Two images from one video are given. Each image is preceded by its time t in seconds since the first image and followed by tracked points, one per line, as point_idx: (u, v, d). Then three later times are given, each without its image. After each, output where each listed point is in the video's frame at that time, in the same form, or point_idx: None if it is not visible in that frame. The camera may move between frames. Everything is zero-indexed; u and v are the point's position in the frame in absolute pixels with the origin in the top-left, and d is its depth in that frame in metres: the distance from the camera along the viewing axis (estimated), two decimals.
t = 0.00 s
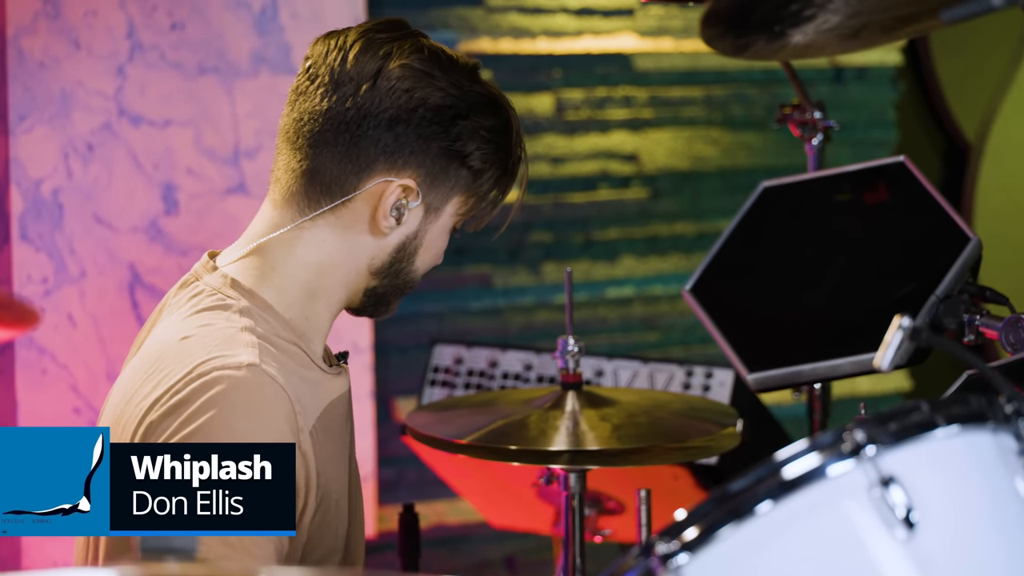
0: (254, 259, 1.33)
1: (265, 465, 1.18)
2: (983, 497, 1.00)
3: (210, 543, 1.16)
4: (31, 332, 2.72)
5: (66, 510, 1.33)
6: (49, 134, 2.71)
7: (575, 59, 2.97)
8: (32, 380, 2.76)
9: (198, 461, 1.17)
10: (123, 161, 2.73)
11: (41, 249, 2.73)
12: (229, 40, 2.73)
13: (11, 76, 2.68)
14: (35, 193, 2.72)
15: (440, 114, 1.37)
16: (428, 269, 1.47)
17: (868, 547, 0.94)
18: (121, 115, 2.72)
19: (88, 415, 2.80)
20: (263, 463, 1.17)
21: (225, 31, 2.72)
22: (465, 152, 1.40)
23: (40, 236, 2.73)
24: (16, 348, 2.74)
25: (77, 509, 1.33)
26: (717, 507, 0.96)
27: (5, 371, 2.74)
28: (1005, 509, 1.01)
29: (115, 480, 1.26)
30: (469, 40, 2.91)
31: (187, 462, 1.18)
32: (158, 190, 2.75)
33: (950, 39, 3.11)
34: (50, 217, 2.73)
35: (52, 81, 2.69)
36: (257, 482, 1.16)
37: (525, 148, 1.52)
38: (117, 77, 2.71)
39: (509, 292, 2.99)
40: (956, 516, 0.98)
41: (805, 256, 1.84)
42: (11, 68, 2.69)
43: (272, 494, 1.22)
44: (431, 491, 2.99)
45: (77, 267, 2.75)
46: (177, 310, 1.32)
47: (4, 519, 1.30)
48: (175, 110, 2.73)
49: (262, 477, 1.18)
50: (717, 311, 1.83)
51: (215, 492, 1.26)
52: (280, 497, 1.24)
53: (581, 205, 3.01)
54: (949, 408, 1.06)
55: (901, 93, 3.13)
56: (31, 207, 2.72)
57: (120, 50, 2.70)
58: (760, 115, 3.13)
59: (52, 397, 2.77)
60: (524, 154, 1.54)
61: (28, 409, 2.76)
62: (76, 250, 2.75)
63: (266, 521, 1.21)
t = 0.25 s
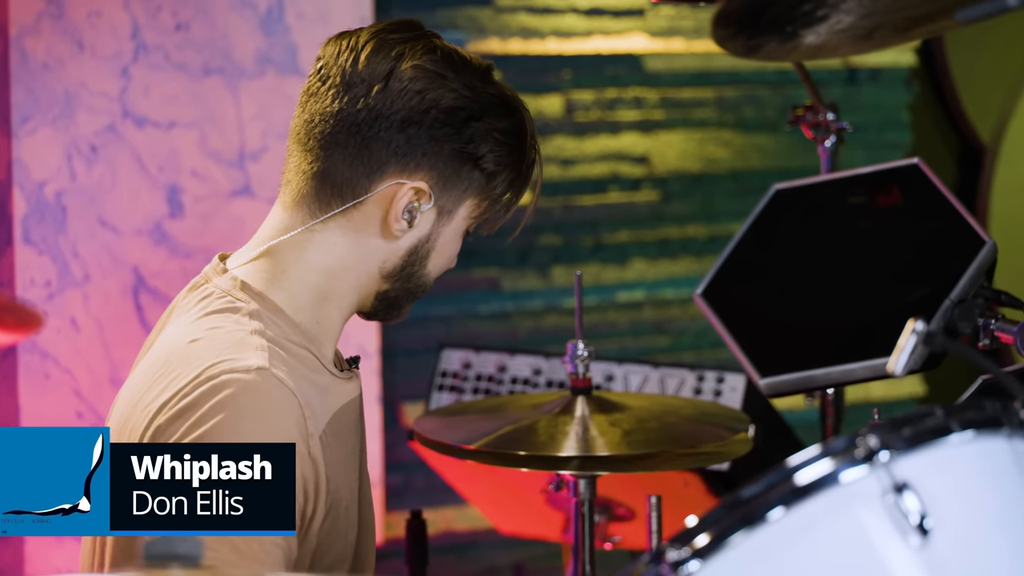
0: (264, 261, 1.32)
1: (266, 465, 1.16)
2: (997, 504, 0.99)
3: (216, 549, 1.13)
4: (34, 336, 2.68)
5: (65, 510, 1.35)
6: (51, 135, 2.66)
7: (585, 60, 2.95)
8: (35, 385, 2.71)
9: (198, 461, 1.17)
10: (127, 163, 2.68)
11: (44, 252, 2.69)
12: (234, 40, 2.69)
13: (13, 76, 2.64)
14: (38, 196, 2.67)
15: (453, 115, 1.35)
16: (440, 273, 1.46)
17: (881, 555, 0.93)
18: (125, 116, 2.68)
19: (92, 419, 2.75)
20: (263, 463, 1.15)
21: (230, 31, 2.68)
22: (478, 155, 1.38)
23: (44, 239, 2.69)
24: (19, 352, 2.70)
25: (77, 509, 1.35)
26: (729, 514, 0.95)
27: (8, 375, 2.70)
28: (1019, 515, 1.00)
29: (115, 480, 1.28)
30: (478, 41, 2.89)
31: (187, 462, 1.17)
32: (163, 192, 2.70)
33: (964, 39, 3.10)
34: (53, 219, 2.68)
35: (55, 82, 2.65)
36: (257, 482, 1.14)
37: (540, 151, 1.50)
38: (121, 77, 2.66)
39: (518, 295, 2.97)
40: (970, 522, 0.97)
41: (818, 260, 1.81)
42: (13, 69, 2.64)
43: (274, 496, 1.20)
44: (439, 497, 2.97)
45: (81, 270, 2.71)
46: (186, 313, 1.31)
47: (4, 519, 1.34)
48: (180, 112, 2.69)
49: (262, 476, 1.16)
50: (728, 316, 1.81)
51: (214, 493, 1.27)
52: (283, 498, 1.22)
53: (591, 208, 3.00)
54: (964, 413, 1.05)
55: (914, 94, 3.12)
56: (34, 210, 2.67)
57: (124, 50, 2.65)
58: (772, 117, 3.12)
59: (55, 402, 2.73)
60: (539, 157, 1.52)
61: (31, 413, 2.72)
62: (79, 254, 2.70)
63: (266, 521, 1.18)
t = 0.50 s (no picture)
0: (275, 266, 1.31)
1: (266, 465, 1.14)
2: (1008, 511, 1.03)
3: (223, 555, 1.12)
4: (40, 340, 2.66)
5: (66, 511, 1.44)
6: (57, 137, 2.65)
7: (596, 62, 2.94)
8: (41, 390, 2.69)
9: (199, 462, 1.16)
10: (133, 165, 2.67)
11: (50, 255, 2.67)
12: (242, 41, 2.68)
13: (19, 78, 2.62)
14: (44, 198, 2.66)
15: (465, 120, 1.34)
16: (452, 279, 1.44)
17: (894, 561, 0.96)
18: (131, 118, 2.66)
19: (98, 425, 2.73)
20: (263, 463, 1.13)
21: (238, 33, 2.67)
22: (490, 159, 1.37)
23: (49, 242, 2.67)
24: (24, 356, 2.67)
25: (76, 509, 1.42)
26: (741, 520, 0.99)
27: (14, 380, 2.67)
28: None
29: (115, 480, 1.29)
30: (489, 42, 2.88)
31: (187, 462, 1.16)
32: (170, 195, 2.68)
33: (978, 41, 3.09)
34: (59, 222, 2.66)
35: (61, 84, 2.63)
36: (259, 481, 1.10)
37: (553, 156, 1.48)
38: (128, 79, 2.65)
39: (528, 299, 2.96)
40: (982, 526, 1.01)
41: (832, 264, 1.80)
42: (19, 71, 2.62)
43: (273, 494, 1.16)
44: (448, 503, 2.96)
45: (87, 274, 2.69)
46: (195, 317, 1.30)
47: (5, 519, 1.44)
48: (187, 114, 2.67)
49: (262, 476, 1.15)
50: (741, 320, 1.79)
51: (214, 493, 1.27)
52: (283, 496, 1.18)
53: (602, 211, 2.98)
54: (980, 419, 1.08)
55: (930, 96, 3.09)
56: (40, 213, 2.66)
57: (131, 52, 2.64)
58: (785, 120, 3.09)
59: (61, 407, 2.71)
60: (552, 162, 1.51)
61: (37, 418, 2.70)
62: (85, 257, 2.68)
63: (264, 521, 1.15)
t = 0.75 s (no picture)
0: (286, 273, 1.30)
1: (266, 464, 1.12)
2: None
3: (234, 564, 1.11)
4: (48, 347, 2.62)
5: (66, 510, 1.41)
6: (65, 142, 2.61)
7: (608, 67, 2.93)
8: (48, 397, 2.66)
9: (199, 461, 1.16)
10: (142, 171, 2.65)
11: (58, 261, 2.64)
12: (251, 46, 2.67)
13: (27, 83, 2.59)
14: (52, 204, 2.62)
15: (477, 126, 1.33)
16: (464, 287, 1.43)
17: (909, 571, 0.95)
18: (140, 123, 2.64)
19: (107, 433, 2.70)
20: (263, 464, 1.12)
21: (248, 38, 2.66)
22: (502, 166, 1.36)
23: (58, 248, 2.64)
24: (32, 363, 2.64)
25: (77, 509, 1.40)
26: (755, 528, 0.97)
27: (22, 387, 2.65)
28: None
29: (115, 480, 1.30)
30: (500, 47, 2.87)
31: (186, 462, 1.17)
32: (179, 201, 2.67)
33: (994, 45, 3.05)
34: (67, 228, 2.63)
35: (70, 89, 2.60)
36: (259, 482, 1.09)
37: (567, 163, 1.47)
38: (137, 84, 2.63)
39: (540, 306, 2.95)
40: (997, 536, 1.00)
41: (846, 270, 1.78)
42: (27, 75, 2.59)
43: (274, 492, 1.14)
44: (459, 511, 2.94)
45: (95, 280, 2.66)
46: (205, 323, 1.29)
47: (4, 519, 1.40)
48: (196, 119, 2.66)
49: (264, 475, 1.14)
50: (754, 327, 1.78)
51: (214, 492, 1.24)
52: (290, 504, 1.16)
53: (614, 217, 2.97)
54: (995, 426, 1.06)
55: (944, 101, 3.09)
56: (47, 219, 2.62)
57: (140, 56, 2.62)
58: (799, 124, 3.08)
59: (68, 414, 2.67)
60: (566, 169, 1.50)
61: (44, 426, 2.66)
62: (93, 263, 2.65)
63: (264, 521, 1.13)
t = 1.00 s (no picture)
0: (297, 276, 1.30)
1: (265, 464, 1.11)
2: None
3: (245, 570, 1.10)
4: (57, 352, 2.62)
5: (66, 510, 1.52)
6: (75, 147, 2.61)
7: (620, 71, 2.93)
8: (57, 403, 2.65)
9: (199, 462, 1.17)
10: (151, 176, 2.65)
11: (67, 266, 2.63)
12: (261, 50, 2.67)
13: (36, 88, 2.58)
14: (61, 209, 2.61)
15: (486, 126, 1.32)
16: (477, 291, 1.43)
17: None
18: (150, 128, 2.64)
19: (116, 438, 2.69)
20: (263, 463, 1.11)
21: (259, 43, 2.66)
22: (512, 167, 1.36)
23: (67, 253, 2.62)
24: (41, 369, 2.63)
25: (77, 508, 1.50)
26: (767, 535, 0.96)
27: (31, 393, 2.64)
28: None
29: (115, 480, 1.33)
30: (512, 51, 2.87)
31: (186, 463, 1.19)
32: (188, 207, 2.67)
33: (1010, 48, 3.02)
34: (76, 233, 2.62)
35: (79, 94, 2.60)
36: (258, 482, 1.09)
37: (580, 165, 1.46)
38: (146, 89, 2.63)
39: (552, 311, 2.94)
40: (1006, 543, 1.00)
41: (860, 276, 1.77)
42: (36, 79, 2.58)
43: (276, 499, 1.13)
44: (471, 518, 2.94)
45: (105, 285, 2.66)
46: (217, 327, 1.29)
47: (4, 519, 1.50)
48: (206, 123, 2.66)
49: (263, 476, 1.13)
50: (767, 332, 1.76)
51: (214, 493, 1.24)
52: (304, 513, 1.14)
53: (626, 222, 2.96)
54: (1009, 432, 1.05)
55: (958, 106, 3.09)
56: (56, 223, 2.61)
57: (149, 61, 2.62)
58: (812, 129, 3.06)
59: (78, 420, 2.66)
60: (581, 171, 1.49)
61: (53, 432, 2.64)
62: (103, 268, 2.65)
63: (265, 521, 1.13)
